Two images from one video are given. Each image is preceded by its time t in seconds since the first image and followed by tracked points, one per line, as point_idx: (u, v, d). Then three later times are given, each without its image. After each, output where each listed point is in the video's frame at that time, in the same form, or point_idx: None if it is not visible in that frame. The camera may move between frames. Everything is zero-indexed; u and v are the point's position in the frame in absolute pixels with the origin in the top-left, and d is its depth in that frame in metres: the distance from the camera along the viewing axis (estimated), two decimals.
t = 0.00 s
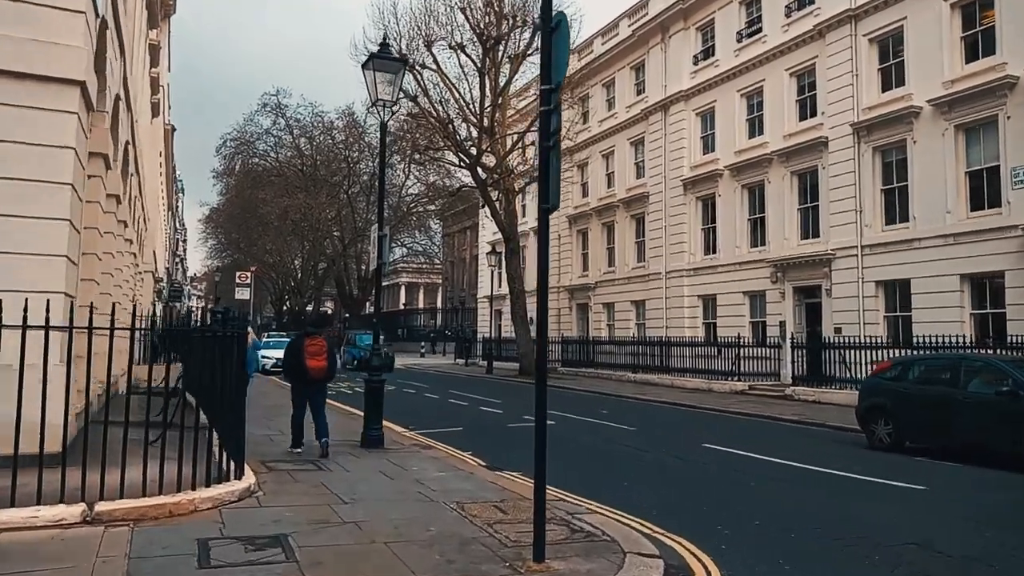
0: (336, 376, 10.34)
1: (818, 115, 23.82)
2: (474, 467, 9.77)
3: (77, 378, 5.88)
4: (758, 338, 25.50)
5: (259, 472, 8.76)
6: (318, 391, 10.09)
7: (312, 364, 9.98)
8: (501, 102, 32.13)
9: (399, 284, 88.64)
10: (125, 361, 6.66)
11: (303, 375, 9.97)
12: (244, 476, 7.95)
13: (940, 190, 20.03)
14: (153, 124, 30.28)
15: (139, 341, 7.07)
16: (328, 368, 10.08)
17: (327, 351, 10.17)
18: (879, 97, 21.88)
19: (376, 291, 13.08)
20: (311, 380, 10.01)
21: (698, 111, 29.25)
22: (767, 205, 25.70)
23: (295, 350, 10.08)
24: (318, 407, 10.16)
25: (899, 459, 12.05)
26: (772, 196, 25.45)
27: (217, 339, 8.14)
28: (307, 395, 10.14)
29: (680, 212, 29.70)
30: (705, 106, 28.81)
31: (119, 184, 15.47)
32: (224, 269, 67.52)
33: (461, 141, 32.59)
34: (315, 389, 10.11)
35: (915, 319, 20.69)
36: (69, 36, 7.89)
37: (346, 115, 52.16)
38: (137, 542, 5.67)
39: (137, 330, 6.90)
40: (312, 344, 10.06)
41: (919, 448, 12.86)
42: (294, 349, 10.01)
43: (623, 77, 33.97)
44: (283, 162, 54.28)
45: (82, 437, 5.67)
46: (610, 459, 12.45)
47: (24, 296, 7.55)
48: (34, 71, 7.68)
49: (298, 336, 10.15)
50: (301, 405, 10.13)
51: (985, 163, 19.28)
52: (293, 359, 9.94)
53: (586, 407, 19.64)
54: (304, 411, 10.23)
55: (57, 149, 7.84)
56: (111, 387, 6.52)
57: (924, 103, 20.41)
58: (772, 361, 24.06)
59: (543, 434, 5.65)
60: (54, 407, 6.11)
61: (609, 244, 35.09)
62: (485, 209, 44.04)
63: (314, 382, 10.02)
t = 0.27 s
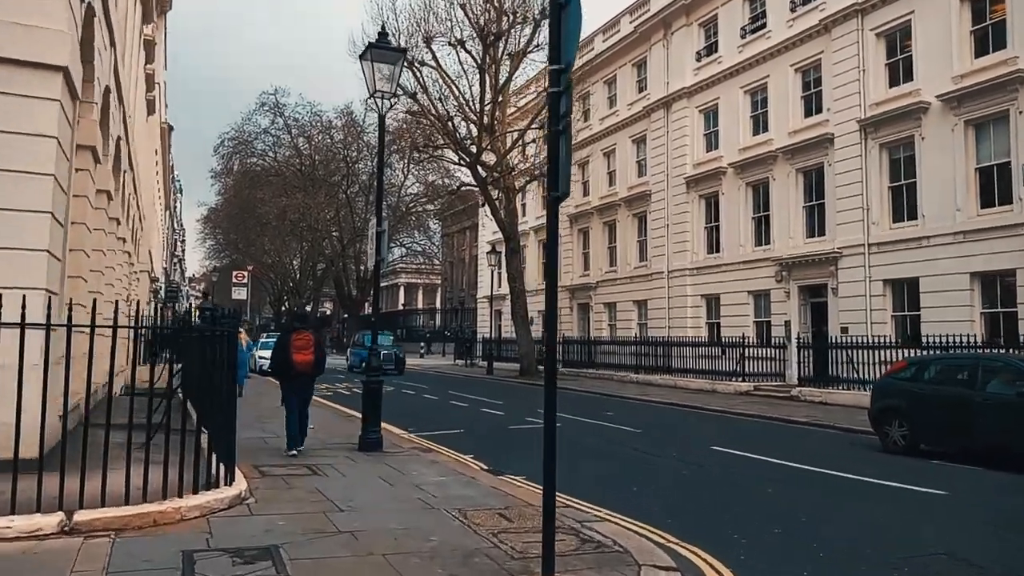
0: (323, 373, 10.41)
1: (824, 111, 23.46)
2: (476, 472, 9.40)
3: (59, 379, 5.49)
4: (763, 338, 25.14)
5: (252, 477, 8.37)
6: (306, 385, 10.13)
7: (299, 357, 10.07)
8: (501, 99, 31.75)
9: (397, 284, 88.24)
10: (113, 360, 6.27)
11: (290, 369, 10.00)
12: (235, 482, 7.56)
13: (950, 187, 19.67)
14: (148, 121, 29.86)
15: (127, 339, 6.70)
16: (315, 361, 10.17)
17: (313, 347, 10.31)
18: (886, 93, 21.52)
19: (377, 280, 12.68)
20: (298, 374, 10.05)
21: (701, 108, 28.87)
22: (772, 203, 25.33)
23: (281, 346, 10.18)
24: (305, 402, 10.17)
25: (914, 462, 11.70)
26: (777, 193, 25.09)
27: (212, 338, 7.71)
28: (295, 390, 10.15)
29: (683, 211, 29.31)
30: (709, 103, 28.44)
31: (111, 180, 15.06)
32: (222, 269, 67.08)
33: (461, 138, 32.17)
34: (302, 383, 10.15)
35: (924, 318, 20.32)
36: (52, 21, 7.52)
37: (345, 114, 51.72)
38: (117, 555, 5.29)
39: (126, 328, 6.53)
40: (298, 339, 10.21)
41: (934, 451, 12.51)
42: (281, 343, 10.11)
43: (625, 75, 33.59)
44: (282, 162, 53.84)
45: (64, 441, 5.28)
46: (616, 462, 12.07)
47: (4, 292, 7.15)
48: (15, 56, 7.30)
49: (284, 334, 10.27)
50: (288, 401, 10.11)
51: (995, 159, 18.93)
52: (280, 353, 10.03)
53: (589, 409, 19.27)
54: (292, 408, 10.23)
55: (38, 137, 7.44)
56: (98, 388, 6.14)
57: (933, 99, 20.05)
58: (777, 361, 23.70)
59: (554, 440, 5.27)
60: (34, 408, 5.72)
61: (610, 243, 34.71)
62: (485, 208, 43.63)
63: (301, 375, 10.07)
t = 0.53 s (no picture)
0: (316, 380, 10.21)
1: (829, 108, 23.15)
2: (478, 477, 9.08)
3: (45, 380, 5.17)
4: (767, 338, 24.83)
5: (244, 483, 8.04)
6: (296, 392, 9.89)
7: (291, 362, 9.88)
8: (501, 97, 31.44)
9: (397, 284, 87.91)
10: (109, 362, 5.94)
11: (281, 375, 9.83)
12: (225, 488, 7.24)
13: (958, 184, 19.36)
14: (145, 119, 29.56)
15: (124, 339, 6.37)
16: (307, 367, 9.97)
17: (307, 352, 10.12)
18: (892, 89, 21.21)
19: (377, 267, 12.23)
20: (289, 380, 9.85)
21: (703, 105, 28.55)
22: (775, 201, 25.03)
23: (275, 350, 10.04)
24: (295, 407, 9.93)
25: (927, 466, 11.38)
26: (781, 191, 24.77)
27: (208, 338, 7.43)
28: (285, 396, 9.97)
29: (685, 209, 29.00)
30: (711, 100, 28.12)
31: (103, 176, 14.70)
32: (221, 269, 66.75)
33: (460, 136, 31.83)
34: (293, 390, 9.92)
35: (931, 318, 20.01)
36: (35, 7, 7.20)
37: (343, 114, 51.33)
38: (97, 569, 4.97)
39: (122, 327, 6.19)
40: (292, 344, 10.05)
41: (947, 454, 12.19)
42: (275, 348, 9.98)
43: (626, 72, 33.27)
44: (280, 161, 53.48)
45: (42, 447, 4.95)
46: (621, 466, 11.74)
47: None
48: None
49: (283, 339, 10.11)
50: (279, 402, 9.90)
51: (1004, 155, 18.62)
52: (272, 357, 9.88)
53: (592, 410, 18.95)
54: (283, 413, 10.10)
55: (19, 128, 7.10)
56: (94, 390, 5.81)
57: (941, 95, 19.74)
58: (781, 361, 23.38)
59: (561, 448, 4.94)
60: (21, 412, 5.37)
61: (611, 242, 34.39)
62: (484, 207, 43.29)
63: (292, 381, 9.86)
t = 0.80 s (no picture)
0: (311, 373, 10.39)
1: (835, 105, 22.84)
2: (480, 482, 8.76)
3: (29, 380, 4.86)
4: (771, 338, 24.51)
5: (237, 489, 7.70)
6: (292, 386, 10.09)
7: (285, 358, 10.04)
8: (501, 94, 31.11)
9: (396, 284, 87.58)
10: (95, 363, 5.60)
11: (276, 370, 10.01)
12: (216, 495, 6.90)
13: (968, 182, 19.03)
14: (142, 116, 29.23)
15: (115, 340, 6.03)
16: (301, 361, 10.13)
17: (300, 347, 10.26)
18: (899, 85, 20.89)
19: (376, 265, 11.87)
20: (285, 375, 10.03)
21: (707, 103, 28.22)
22: (780, 200, 24.70)
23: (268, 346, 10.16)
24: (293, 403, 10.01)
25: (941, 470, 11.06)
26: (785, 190, 24.46)
27: (201, 337, 7.07)
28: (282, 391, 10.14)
29: (689, 208, 28.68)
30: (715, 98, 27.79)
31: (96, 173, 14.38)
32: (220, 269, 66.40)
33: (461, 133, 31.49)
34: (289, 384, 10.12)
35: (939, 318, 19.69)
36: None
37: (343, 112, 51.00)
38: None
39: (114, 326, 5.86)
40: (285, 340, 10.18)
41: (961, 458, 11.87)
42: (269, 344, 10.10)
43: (628, 70, 32.94)
44: (279, 160, 53.10)
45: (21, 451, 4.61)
46: (628, 469, 11.41)
47: None
48: None
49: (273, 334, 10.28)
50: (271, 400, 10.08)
51: (1015, 152, 18.29)
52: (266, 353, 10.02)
53: (595, 412, 18.63)
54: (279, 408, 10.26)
55: None
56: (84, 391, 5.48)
57: (950, 91, 19.42)
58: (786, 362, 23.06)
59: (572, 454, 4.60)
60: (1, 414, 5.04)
61: (613, 241, 34.06)
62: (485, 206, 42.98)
63: (287, 376, 10.05)
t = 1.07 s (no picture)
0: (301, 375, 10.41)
1: (841, 102, 22.52)
2: (485, 488, 8.41)
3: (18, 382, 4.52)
4: (777, 338, 24.17)
5: (230, 496, 7.35)
6: (281, 390, 10.13)
7: (273, 361, 10.09)
8: (502, 91, 30.74)
9: (395, 284, 87.22)
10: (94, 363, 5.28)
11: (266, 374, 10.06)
12: (210, 502, 6.58)
13: (979, 180, 18.70)
14: (139, 114, 28.88)
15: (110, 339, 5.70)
16: (289, 363, 10.16)
17: (289, 349, 10.29)
18: (907, 81, 20.56)
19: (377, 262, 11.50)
20: (273, 379, 10.09)
21: (710, 100, 27.89)
22: (786, 198, 24.36)
23: (257, 350, 10.21)
24: (284, 408, 10.13)
25: (960, 475, 10.71)
26: (790, 188, 24.13)
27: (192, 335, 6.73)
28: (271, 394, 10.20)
29: (692, 206, 28.33)
30: (718, 95, 27.46)
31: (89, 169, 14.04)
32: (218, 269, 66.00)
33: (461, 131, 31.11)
34: (278, 388, 10.17)
35: (949, 317, 19.34)
36: None
37: (342, 111, 50.60)
38: None
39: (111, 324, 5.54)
40: (273, 343, 10.21)
41: (978, 461, 11.52)
42: (257, 347, 10.16)
43: (631, 67, 32.58)
44: (278, 159, 52.63)
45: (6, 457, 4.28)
46: (636, 473, 11.06)
47: None
48: None
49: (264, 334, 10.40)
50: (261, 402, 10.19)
51: None
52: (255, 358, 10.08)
53: (599, 413, 18.27)
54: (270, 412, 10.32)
55: None
56: (81, 394, 5.15)
57: (960, 86, 19.08)
58: (792, 362, 22.74)
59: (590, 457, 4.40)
60: None
61: (615, 240, 33.69)
62: (485, 205, 42.61)
63: (276, 380, 10.10)
